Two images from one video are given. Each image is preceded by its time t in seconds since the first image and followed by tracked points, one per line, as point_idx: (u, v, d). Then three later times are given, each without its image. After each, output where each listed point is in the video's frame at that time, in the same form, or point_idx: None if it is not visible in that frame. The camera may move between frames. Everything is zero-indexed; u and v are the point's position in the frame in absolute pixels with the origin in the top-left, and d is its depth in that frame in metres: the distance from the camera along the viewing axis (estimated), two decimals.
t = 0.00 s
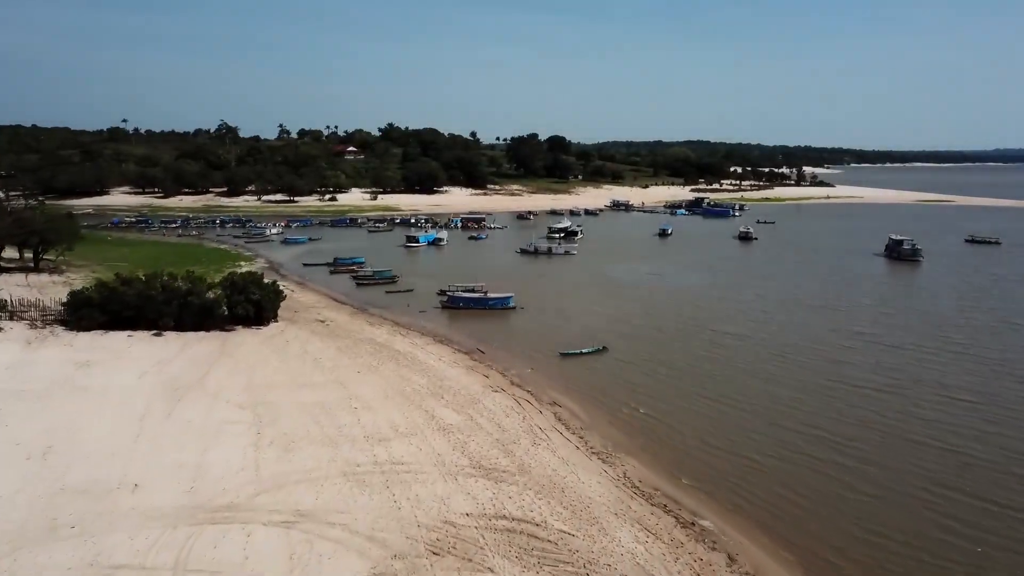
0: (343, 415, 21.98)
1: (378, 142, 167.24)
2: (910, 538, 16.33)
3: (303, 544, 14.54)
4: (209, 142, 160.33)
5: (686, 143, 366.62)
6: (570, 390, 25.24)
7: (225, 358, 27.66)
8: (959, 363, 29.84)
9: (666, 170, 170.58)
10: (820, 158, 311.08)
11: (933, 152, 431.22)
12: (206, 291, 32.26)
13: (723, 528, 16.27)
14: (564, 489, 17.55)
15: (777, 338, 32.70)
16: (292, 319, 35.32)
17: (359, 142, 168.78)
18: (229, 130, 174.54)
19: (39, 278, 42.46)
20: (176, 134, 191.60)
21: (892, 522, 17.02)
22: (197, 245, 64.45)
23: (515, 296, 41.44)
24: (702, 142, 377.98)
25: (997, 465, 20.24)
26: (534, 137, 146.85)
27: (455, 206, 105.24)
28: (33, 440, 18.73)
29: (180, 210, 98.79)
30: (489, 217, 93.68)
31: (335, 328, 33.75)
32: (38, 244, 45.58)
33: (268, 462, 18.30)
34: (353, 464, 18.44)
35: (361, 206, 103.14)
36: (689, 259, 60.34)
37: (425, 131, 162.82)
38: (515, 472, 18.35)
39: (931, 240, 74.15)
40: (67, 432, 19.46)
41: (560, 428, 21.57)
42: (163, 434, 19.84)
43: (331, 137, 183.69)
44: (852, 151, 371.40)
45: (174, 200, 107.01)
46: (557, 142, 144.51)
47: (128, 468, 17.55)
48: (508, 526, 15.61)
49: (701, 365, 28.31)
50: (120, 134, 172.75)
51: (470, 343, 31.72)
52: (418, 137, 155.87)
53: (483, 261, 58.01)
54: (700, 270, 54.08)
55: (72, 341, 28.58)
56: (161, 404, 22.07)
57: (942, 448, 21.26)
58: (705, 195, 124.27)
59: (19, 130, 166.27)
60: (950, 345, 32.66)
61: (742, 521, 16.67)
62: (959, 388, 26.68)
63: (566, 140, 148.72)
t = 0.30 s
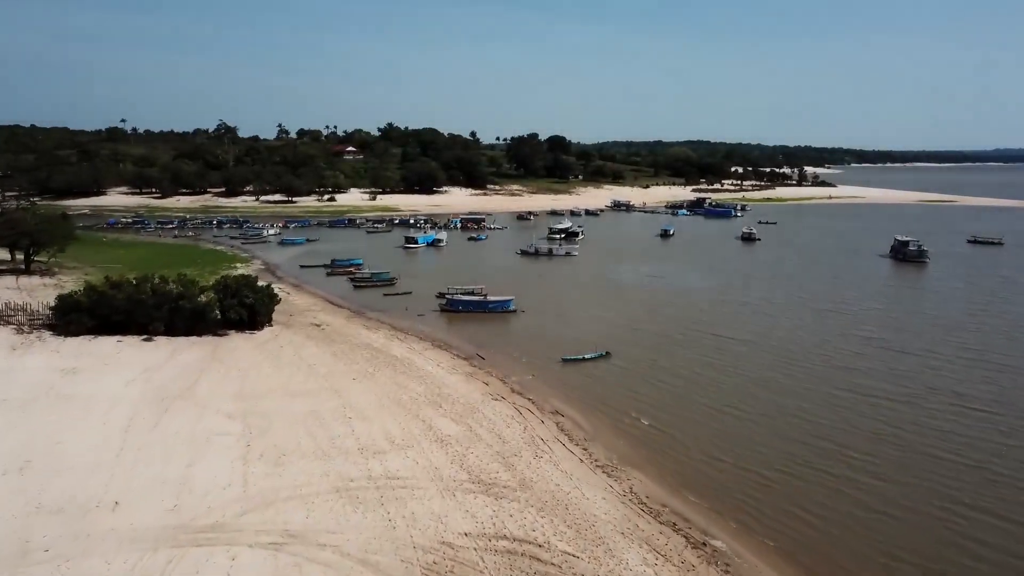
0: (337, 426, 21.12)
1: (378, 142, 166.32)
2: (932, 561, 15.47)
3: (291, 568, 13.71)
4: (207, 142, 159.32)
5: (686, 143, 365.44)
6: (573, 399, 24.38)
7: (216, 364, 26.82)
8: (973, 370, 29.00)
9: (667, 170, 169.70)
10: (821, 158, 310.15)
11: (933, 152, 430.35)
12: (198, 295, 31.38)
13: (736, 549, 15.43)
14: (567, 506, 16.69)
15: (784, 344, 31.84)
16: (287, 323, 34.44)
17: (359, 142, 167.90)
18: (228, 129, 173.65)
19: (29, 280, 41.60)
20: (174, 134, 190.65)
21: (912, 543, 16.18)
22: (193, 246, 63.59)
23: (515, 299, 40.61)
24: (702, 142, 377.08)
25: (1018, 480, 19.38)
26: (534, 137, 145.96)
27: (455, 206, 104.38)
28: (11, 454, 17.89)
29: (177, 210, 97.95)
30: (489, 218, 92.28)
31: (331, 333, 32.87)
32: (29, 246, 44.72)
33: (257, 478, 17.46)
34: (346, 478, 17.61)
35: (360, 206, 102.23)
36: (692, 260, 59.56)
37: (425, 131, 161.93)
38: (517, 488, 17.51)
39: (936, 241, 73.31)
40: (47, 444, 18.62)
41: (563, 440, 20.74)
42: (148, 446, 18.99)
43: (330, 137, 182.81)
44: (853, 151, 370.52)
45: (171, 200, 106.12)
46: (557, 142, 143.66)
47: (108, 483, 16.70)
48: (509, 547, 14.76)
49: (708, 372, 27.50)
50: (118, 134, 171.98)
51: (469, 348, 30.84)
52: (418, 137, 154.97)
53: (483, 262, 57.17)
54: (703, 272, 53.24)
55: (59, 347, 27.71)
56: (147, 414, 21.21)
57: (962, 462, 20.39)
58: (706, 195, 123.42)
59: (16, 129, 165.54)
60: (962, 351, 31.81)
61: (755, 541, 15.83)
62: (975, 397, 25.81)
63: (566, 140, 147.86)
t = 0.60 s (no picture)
0: (330, 438, 20.27)
1: (377, 142, 165.31)
2: None
3: None
4: (206, 142, 158.24)
5: (687, 143, 364.62)
6: (576, 408, 23.52)
7: (207, 371, 25.97)
8: (988, 377, 28.11)
9: (668, 169, 168.74)
10: (822, 158, 309.07)
11: (934, 151, 429.41)
12: (189, 299, 30.48)
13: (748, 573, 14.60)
14: (572, 525, 15.83)
15: (792, 349, 31.01)
16: (282, 327, 33.56)
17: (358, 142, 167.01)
18: (227, 128, 172.68)
19: (19, 283, 40.71)
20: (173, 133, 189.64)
21: (934, 568, 15.30)
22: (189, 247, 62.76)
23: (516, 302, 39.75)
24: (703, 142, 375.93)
25: None
26: (535, 137, 145.05)
27: (454, 206, 103.54)
28: None
29: (175, 210, 97.13)
30: (489, 218, 91.48)
31: (326, 338, 31.99)
32: (19, 247, 43.83)
33: (244, 495, 16.61)
34: (339, 495, 16.77)
35: (358, 207, 101.32)
36: (694, 262, 58.73)
37: (424, 131, 160.95)
38: (519, 504, 16.69)
39: (941, 242, 72.46)
40: (25, 459, 17.79)
41: (566, 452, 19.90)
42: (131, 460, 18.13)
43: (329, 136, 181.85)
44: (854, 151, 369.55)
45: (168, 200, 105.17)
46: (558, 142, 142.72)
47: (87, 501, 15.87)
48: (510, 571, 13.92)
49: (715, 379, 26.66)
50: (116, 134, 171.05)
51: (468, 353, 29.98)
52: (418, 137, 153.99)
53: (483, 263, 56.30)
54: (706, 273, 52.36)
55: (44, 353, 26.84)
56: (132, 425, 20.37)
57: (981, 478, 19.51)
58: (707, 196, 122.55)
59: (14, 128, 164.63)
60: (975, 357, 30.93)
61: (769, 564, 15.00)
62: (992, 407, 24.90)
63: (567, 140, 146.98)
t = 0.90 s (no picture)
0: (324, 450, 19.44)
1: (376, 142, 164.37)
2: None
3: None
4: (204, 142, 157.37)
5: (687, 143, 363.76)
6: (578, 417, 22.68)
7: (198, 378, 25.13)
8: (1002, 385, 27.28)
9: (669, 170, 167.80)
10: (822, 158, 308.16)
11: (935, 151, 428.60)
12: (180, 303, 29.63)
13: None
14: (576, 546, 15.03)
15: (800, 356, 30.16)
16: (276, 332, 32.73)
17: (358, 142, 166.13)
18: (225, 128, 171.76)
19: (9, 285, 39.89)
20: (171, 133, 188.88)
21: None
22: (184, 248, 61.95)
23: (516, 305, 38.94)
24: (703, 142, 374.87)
25: None
26: (535, 137, 144.21)
27: (454, 206, 102.69)
28: None
29: (171, 211, 96.29)
30: (488, 219, 90.66)
31: (322, 343, 31.16)
32: (10, 249, 43.01)
33: (230, 513, 15.79)
34: (331, 513, 15.95)
35: (357, 207, 100.45)
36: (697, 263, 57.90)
37: (424, 130, 160.09)
38: (520, 523, 15.87)
39: (946, 243, 71.63)
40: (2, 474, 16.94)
41: (569, 466, 19.07)
42: (113, 474, 17.31)
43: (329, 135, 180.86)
44: (855, 151, 368.45)
45: (165, 201, 104.25)
46: (558, 142, 141.87)
47: (63, 521, 15.02)
48: None
49: (722, 387, 25.82)
50: (114, 134, 170.25)
51: (467, 359, 29.14)
52: (417, 137, 153.00)
53: (482, 265, 55.49)
54: (709, 275, 51.54)
55: (30, 359, 25.97)
56: (117, 436, 19.53)
57: (1001, 493, 18.66)
58: (708, 196, 121.69)
59: (12, 127, 163.73)
60: (988, 363, 30.09)
61: None
62: (1008, 416, 24.07)
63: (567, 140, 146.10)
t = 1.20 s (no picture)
0: (315, 464, 18.57)
1: (376, 142, 163.48)
2: None
3: None
4: (202, 142, 156.47)
5: (687, 142, 362.70)
6: (581, 428, 21.80)
7: (187, 386, 24.22)
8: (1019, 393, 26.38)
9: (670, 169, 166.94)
10: (823, 158, 307.34)
11: (935, 151, 427.76)
12: (171, 307, 28.73)
13: None
14: (580, 570, 14.17)
15: (809, 362, 29.30)
16: (270, 336, 31.86)
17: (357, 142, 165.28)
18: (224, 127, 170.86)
19: None
20: (170, 133, 188.00)
21: None
22: (180, 249, 61.06)
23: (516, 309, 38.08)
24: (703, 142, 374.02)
25: None
26: (535, 137, 143.34)
27: (453, 207, 101.81)
28: None
29: (168, 211, 95.42)
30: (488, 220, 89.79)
31: (316, 348, 30.29)
32: None
33: (213, 534, 14.91)
34: (321, 534, 15.08)
35: (356, 207, 99.52)
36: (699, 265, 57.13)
37: (423, 130, 159.21)
38: (521, 544, 14.98)
39: (951, 244, 70.76)
40: None
41: (573, 480, 18.22)
42: (92, 491, 16.46)
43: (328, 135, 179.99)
44: (855, 151, 367.62)
45: (162, 201, 103.38)
46: (558, 142, 140.99)
47: (35, 545, 14.15)
48: None
49: (729, 396, 24.97)
50: (112, 134, 169.36)
51: (465, 364, 28.26)
52: (416, 137, 152.08)
53: (481, 266, 54.62)
54: (711, 277, 50.72)
55: (13, 366, 25.10)
56: (98, 449, 18.65)
57: None
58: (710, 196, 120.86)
59: (9, 127, 162.85)
60: (1003, 369, 29.18)
61: None
62: None
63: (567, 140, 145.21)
